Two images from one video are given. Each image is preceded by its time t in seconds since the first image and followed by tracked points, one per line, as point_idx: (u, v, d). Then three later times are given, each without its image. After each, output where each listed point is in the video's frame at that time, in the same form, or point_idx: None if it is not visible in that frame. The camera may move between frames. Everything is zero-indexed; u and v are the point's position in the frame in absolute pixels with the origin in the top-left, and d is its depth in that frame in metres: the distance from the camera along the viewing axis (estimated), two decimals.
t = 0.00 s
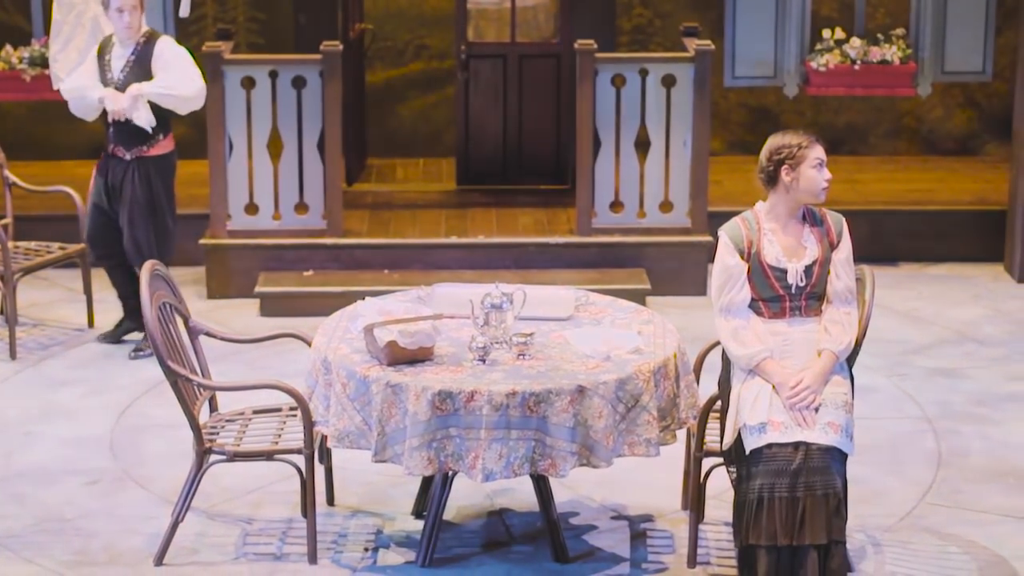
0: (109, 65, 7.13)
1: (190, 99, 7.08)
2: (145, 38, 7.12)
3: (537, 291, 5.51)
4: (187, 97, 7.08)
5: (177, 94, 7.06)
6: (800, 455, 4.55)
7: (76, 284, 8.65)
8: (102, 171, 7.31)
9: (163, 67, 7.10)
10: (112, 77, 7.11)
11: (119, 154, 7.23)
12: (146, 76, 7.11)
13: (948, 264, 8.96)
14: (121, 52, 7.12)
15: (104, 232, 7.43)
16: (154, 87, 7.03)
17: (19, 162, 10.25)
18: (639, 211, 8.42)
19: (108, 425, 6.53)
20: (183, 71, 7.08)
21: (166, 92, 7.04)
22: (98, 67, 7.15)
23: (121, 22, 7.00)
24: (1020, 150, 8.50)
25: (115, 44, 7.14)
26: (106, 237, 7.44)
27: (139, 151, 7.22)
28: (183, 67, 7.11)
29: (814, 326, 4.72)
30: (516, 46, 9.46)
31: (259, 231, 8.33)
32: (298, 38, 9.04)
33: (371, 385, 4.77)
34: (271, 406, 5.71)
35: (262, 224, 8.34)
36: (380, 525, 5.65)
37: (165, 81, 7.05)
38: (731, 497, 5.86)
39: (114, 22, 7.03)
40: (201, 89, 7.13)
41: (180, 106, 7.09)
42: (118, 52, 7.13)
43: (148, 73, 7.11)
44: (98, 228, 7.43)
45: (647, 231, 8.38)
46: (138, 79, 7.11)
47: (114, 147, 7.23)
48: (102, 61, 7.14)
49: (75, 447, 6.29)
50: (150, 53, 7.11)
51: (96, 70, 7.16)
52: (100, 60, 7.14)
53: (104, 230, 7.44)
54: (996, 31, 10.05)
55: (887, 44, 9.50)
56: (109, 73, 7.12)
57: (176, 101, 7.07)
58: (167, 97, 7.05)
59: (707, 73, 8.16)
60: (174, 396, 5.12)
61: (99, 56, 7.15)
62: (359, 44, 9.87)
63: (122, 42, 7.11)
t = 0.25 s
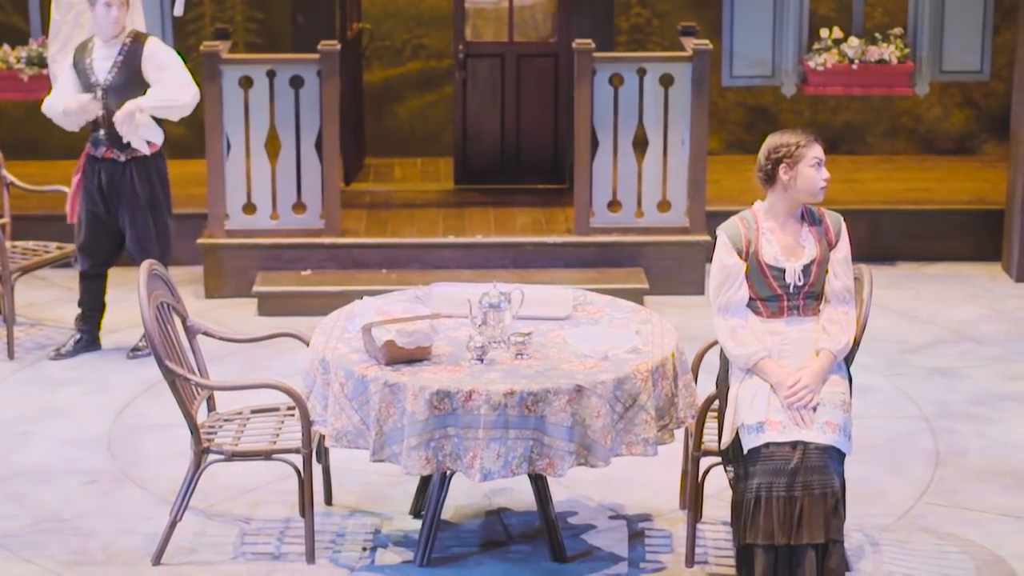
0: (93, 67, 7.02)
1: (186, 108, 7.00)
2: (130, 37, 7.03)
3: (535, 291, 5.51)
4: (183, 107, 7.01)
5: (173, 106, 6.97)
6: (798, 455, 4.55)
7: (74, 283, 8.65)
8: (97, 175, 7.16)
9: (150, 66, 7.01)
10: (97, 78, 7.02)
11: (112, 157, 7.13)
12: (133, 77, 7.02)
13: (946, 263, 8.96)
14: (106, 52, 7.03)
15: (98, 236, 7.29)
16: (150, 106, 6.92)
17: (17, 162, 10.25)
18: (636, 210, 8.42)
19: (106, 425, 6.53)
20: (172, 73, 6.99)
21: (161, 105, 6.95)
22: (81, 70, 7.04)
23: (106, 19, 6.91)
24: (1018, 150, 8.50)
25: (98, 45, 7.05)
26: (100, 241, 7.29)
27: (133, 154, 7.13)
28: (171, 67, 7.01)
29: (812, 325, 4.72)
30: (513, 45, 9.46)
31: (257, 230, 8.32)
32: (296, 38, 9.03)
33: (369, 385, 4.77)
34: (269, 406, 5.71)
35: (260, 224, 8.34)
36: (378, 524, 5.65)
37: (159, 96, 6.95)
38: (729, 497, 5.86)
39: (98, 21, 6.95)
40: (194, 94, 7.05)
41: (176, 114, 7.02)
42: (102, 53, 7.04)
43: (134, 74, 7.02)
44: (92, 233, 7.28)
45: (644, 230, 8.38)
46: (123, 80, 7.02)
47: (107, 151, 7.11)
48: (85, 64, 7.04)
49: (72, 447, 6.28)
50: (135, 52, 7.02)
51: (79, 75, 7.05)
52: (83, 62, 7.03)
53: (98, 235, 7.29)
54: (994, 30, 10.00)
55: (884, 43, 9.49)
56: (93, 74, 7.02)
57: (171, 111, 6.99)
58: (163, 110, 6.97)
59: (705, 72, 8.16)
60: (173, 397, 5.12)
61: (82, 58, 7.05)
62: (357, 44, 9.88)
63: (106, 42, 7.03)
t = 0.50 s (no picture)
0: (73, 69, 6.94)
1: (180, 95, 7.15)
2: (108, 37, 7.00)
3: (532, 291, 5.51)
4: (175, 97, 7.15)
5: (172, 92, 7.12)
6: (796, 455, 4.55)
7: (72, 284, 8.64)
8: (81, 178, 7.09)
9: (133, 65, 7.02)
10: (78, 79, 6.93)
11: (98, 156, 7.03)
12: (116, 75, 6.98)
13: (944, 264, 8.96)
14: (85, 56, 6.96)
15: (81, 241, 7.20)
16: (154, 90, 7.03)
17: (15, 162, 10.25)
18: (634, 210, 8.41)
19: (103, 425, 6.52)
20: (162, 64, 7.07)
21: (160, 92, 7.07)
22: (58, 73, 6.94)
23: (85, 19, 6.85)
24: (1016, 150, 8.50)
25: (74, 47, 6.97)
26: (84, 246, 7.21)
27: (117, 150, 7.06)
28: (155, 63, 7.06)
29: (810, 326, 4.72)
30: (510, 45, 9.46)
31: (254, 231, 8.32)
32: (293, 38, 9.02)
33: (367, 385, 4.77)
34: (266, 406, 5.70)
35: (258, 224, 8.34)
36: (376, 525, 5.64)
37: (160, 80, 7.05)
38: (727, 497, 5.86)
39: (75, 23, 6.87)
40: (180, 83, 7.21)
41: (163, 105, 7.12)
42: (80, 55, 6.96)
43: (116, 73, 6.99)
44: (75, 238, 7.19)
45: (642, 230, 8.38)
46: (107, 78, 6.97)
47: (90, 151, 7.01)
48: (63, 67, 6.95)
49: (70, 447, 6.28)
50: (116, 51, 6.99)
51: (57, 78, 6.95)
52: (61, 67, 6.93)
53: (81, 240, 7.20)
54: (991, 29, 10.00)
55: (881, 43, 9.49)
56: (73, 76, 6.93)
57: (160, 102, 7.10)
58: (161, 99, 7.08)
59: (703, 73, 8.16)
60: (170, 397, 5.12)
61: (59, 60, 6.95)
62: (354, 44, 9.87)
63: (83, 44, 6.96)
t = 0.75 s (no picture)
0: (59, 74, 6.88)
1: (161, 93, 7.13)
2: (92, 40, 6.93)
3: (532, 293, 5.52)
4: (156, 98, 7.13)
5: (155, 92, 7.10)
6: (795, 455, 4.55)
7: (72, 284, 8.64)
8: (72, 183, 7.08)
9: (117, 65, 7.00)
10: (65, 82, 6.89)
11: (91, 158, 7.02)
12: (103, 76, 6.95)
13: (944, 265, 8.96)
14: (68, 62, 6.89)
15: (74, 244, 7.21)
16: (137, 89, 7.01)
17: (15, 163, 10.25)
18: (634, 211, 8.41)
19: (103, 426, 6.52)
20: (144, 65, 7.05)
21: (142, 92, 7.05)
22: (43, 78, 6.87)
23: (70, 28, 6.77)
24: (1016, 151, 8.51)
25: (56, 51, 6.87)
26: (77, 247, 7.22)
27: (108, 150, 7.06)
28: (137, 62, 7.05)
29: (810, 326, 4.72)
30: (510, 46, 9.46)
31: (254, 232, 8.32)
32: (293, 39, 9.02)
33: (367, 386, 4.77)
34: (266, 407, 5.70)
35: (257, 225, 8.34)
36: (376, 525, 5.65)
37: (143, 79, 7.03)
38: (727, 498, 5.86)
39: (59, 30, 6.77)
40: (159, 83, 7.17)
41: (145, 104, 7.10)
42: (64, 59, 6.88)
43: (101, 75, 6.96)
44: (68, 241, 7.20)
45: (642, 231, 8.38)
46: (93, 81, 6.94)
47: (83, 155, 7.00)
48: (48, 71, 6.87)
49: (70, 448, 6.28)
50: (100, 53, 6.95)
51: (41, 83, 6.89)
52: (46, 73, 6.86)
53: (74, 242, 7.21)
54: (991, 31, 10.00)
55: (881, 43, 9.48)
56: (60, 79, 6.88)
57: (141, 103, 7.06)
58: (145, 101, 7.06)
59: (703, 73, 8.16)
60: (169, 397, 5.12)
61: (43, 65, 6.87)
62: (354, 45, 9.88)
63: (67, 49, 6.87)
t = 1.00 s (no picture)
0: (49, 76, 6.85)
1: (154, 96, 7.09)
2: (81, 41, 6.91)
3: (531, 294, 5.52)
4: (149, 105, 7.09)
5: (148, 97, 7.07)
6: (795, 455, 4.55)
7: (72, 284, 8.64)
8: (66, 184, 7.08)
9: (108, 68, 6.98)
10: (56, 85, 6.86)
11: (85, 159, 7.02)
12: (93, 79, 6.94)
13: (944, 264, 8.96)
14: (57, 64, 6.86)
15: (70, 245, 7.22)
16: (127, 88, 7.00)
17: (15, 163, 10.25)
18: (634, 211, 8.41)
19: (103, 426, 6.52)
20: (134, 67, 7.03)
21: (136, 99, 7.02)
22: (33, 81, 6.85)
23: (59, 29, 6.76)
24: (1016, 151, 8.50)
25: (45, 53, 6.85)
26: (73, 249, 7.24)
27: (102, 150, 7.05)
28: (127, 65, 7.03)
29: (810, 326, 4.72)
30: (509, 46, 9.46)
31: (254, 232, 8.32)
32: (293, 39, 9.01)
33: (366, 386, 4.77)
34: (265, 407, 5.70)
35: (257, 225, 8.33)
36: (376, 525, 5.64)
37: (132, 79, 7.02)
38: (726, 498, 5.86)
39: (46, 31, 6.75)
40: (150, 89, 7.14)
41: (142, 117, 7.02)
42: (53, 62, 6.86)
43: (92, 77, 6.94)
44: (63, 240, 7.21)
45: (642, 231, 8.38)
46: (83, 82, 6.92)
47: (77, 155, 7.00)
48: (37, 74, 6.84)
49: (69, 448, 6.28)
50: (89, 55, 6.93)
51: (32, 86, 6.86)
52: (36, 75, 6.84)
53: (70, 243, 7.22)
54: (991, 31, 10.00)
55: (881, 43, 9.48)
56: (50, 82, 6.86)
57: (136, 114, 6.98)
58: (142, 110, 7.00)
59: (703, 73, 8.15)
60: (169, 397, 5.12)
61: (32, 68, 6.84)
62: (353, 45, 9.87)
63: (55, 50, 6.85)
